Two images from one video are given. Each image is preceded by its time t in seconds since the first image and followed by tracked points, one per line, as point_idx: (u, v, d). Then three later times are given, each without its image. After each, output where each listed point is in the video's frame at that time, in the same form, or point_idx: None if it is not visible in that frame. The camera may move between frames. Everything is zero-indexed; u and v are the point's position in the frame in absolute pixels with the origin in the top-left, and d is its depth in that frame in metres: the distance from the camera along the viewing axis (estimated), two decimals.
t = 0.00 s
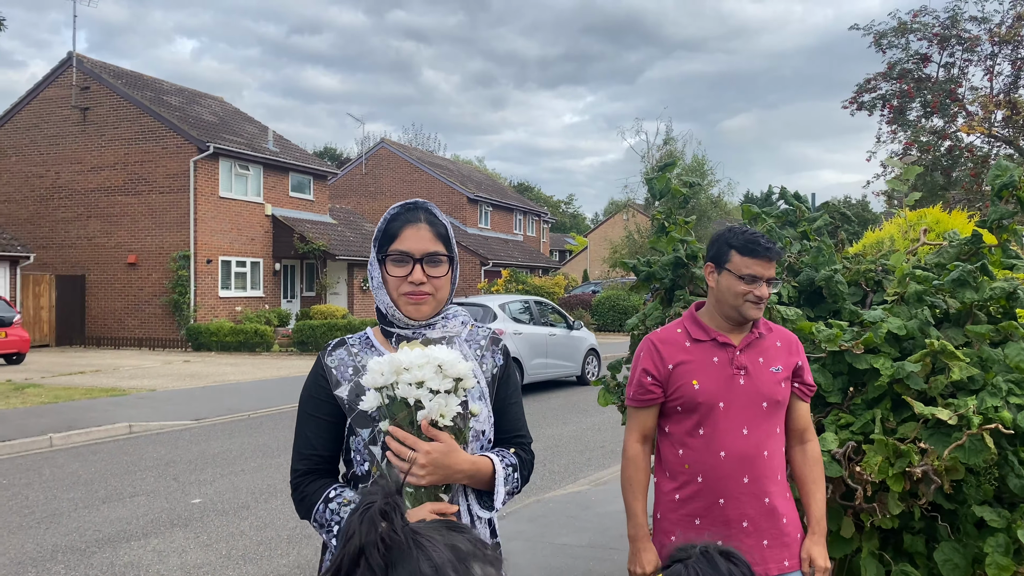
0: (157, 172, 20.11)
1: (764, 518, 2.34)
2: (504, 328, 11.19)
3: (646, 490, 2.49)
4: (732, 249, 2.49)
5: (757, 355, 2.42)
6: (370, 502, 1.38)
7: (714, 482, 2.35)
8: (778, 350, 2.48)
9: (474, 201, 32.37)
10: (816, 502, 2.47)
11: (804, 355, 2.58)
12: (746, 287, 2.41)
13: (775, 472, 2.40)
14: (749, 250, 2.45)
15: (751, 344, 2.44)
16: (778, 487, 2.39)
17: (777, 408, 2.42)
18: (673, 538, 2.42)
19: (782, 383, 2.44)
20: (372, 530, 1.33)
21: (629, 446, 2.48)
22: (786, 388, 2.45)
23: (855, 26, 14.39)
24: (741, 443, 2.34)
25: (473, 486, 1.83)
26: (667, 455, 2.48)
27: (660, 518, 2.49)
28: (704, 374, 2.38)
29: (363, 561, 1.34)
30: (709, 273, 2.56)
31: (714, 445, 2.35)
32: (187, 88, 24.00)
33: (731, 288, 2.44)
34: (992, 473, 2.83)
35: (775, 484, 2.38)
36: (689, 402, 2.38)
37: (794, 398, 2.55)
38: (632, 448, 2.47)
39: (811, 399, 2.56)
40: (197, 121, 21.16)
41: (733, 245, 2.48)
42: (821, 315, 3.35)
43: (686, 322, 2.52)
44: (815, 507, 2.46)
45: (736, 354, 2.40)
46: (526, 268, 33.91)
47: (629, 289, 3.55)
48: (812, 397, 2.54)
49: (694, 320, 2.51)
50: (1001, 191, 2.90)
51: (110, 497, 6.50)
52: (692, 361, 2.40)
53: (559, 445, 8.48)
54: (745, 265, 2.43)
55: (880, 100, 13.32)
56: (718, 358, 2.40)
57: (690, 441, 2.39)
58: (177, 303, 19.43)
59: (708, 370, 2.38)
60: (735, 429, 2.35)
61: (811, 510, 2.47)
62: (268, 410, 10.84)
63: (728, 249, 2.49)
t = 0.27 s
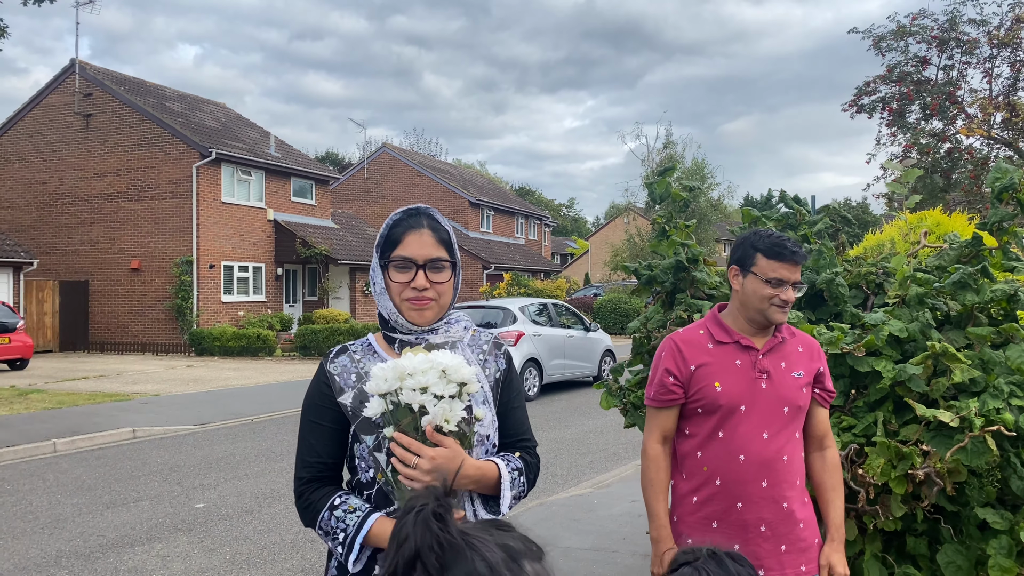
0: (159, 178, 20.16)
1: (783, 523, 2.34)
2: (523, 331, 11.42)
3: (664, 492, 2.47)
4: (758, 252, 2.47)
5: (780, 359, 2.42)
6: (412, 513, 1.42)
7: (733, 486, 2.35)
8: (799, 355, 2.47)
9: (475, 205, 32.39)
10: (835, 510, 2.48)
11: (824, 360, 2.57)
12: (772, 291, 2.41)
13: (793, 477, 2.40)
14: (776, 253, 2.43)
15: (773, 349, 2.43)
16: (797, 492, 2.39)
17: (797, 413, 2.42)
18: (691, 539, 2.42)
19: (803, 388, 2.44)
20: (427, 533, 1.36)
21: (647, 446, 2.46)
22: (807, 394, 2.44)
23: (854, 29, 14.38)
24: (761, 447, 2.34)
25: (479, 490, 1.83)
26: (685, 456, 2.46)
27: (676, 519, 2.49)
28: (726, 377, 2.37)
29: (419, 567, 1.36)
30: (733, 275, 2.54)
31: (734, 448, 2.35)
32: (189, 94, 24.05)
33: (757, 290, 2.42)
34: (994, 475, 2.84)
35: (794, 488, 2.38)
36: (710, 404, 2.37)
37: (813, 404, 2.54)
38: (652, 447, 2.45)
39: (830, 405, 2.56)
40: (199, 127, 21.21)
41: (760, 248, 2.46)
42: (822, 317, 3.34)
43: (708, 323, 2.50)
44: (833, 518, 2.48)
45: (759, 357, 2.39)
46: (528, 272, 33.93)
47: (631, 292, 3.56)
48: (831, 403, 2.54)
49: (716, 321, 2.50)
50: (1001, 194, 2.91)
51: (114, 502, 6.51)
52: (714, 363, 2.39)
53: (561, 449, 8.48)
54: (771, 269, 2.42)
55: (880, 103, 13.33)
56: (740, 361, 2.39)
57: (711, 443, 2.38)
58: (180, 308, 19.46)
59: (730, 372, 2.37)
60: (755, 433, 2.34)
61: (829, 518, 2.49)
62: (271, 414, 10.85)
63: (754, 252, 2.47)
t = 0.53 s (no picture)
0: (150, 182, 20.07)
1: (799, 533, 2.32)
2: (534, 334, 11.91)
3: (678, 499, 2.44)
4: (781, 258, 2.46)
5: (798, 367, 2.41)
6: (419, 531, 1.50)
7: (750, 493, 2.33)
8: (817, 363, 2.47)
9: (467, 209, 32.34)
10: (850, 521, 2.47)
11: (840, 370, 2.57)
12: (794, 297, 2.39)
13: (809, 486, 2.39)
14: (800, 261, 2.43)
15: (792, 356, 2.43)
16: (813, 500, 2.38)
17: (815, 420, 2.41)
18: (704, 548, 2.40)
19: (821, 397, 2.44)
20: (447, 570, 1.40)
21: (663, 452, 2.44)
22: (824, 402, 2.44)
23: (846, 33, 14.39)
24: (779, 454, 2.33)
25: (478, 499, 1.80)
26: (700, 462, 2.44)
27: (690, 527, 2.47)
28: (745, 383, 2.35)
29: None
30: (755, 280, 2.52)
31: (751, 455, 2.33)
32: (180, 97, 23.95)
33: (779, 296, 2.41)
34: (993, 481, 2.83)
35: (809, 497, 2.37)
36: (729, 410, 2.35)
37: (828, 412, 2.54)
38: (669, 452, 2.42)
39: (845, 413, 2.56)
40: (189, 131, 21.11)
41: (784, 255, 2.45)
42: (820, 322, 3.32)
43: (726, 328, 2.49)
44: (849, 530, 2.47)
45: (778, 364, 2.38)
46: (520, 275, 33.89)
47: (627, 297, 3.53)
48: (846, 411, 2.54)
49: (735, 325, 2.49)
50: (998, 199, 2.91)
51: (104, 509, 6.45)
52: (733, 368, 2.38)
53: (556, 454, 8.44)
54: (794, 276, 2.41)
55: (873, 107, 13.35)
56: (760, 368, 2.38)
57: (729, 451, 2.36)
58: (170, 312, 19.36)
59: (750, 379, 2.36)
60: (773, 440, 2.33)
61: (845, 528, 2.48)
62: (263, 420, 10.79)
63: (777, 258, 2.46)
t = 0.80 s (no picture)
0: (137, 183, 19.93)
1: (808, 535, 2.34)
2: (541, 335, 12.36)
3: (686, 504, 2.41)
4: (800, 262, 2.44)
5: (806, 369, 2.43)
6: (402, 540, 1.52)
7: (763, 497, 2.33)
8: (822, 365, 2.50)
9: (456, 211, 32.30)
10: (854, 523, 2.51)
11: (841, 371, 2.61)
12: (810, 303, 2.39)
13: (816, 487, 2.41)
14: (820, 267, 2.41)
15: (800, 359, 2.44)
16: (819, 502, 2.41)
17: (821, 423, 2.44)
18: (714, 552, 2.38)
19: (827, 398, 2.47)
20: None
21: (671, 456, 2.40)
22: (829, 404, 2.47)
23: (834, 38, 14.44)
24: (790, 457, 2.33)
25: (471, 503, 1.78)
26: (708, 465, 2.42)
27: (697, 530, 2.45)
28: (758, 386, 2.35)
29: None
30: (767, 283, 2.50)
31: (763, 459, 2.32)
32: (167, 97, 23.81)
33: (795, 301, 2.41)
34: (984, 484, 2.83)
35: (816, 499, 2.39)
36: (742, 413, 2.33)
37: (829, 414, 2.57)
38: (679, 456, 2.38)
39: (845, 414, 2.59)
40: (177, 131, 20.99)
41: (802, 259, 2.43)
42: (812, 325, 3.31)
43: (735, 329, 2.47)
44: (851, 529, 2.51)
45: (789, 366, 2.39)
46: (509, 278, 33.86)
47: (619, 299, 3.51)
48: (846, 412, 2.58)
49: (744, 327, 2.47)
50: (990, 202, 2.92)
51: (89, 512, 6.38)
52: (745, 371, 2.36)
53: (545, 456, 8.42)
54: (813, 282, 2.40)
55: (860, 111, 13.43)
56: (771, 370, 2.38)
57: (743, 454, 2.34)
58: (157, 314, 19.23)
59: (762, 382, 2.35)
60: (785, 443, 2.34)
61: (846, 528, 2.52)
62: (251, 422, 10.72)
63: (793, 261, 2.44)
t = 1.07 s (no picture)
0: (123, 182, 19.79)
1: (812, 539, 2.35)
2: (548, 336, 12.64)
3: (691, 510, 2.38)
4: (806, 266, 2.43)
5: (808, 373, 2.45)
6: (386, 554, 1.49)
7: (770, 501, 2.31)
8: (821, 369, 2.52)
9: (445, 213, 32.26)
10: (846, 523, 2.53)
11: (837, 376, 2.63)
12: (815, 308, 2.39)
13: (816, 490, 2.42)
14: (826, 272, 2.41)
15: (802, 363, 2.45)
16: (819, 505, 2.42)
17: (821, 427, 2.46)
18: (719, 557, 2.36)
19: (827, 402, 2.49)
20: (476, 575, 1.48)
21: (677, 461, 2.36)
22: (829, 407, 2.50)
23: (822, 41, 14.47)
24: (796, 461, 2.34)
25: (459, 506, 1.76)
26: (712, 469, 2.40)
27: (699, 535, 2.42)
28: (764, 390, 2.34)
29: None
30: (771, 286, 2.50)
31: (771, 463, 2.32)
32: (154, 97, 23.67)
33: (800, 305, 2.41)
34: (972, 487, 2.83)
35: (817, 503, 2.40)
36: (749, 417, 2.33)
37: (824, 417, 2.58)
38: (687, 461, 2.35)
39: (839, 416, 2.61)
40: (163, 131, 20.86)
41: (809, 263, 2.43)
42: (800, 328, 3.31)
43: (739, 332, 2.47)
44: (844, 530, 2.53)
45: (794, 370, 2.40)
46: (496, 280, 33.84)
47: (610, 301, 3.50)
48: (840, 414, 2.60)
49: (747, 330, 2.47)
50: (979, 206, 2.93)
51: (72, 514, 6.31)
52: (751, 375, 2.35)
53: (533, 458, 8.40)
54: (819, 287, 2.40)
55: (847, 115, 13.49)
56: (776, 374, 2.38)
57: (752, 459, 2.33)
58: (142, 314, 19.09)
59: (769, 386, 2.35)
60: (790, 447, 2.34)
61: (839, 529, 2.54)
62: (237, 423, 10.66)
63: (800, 265, 2.44)
